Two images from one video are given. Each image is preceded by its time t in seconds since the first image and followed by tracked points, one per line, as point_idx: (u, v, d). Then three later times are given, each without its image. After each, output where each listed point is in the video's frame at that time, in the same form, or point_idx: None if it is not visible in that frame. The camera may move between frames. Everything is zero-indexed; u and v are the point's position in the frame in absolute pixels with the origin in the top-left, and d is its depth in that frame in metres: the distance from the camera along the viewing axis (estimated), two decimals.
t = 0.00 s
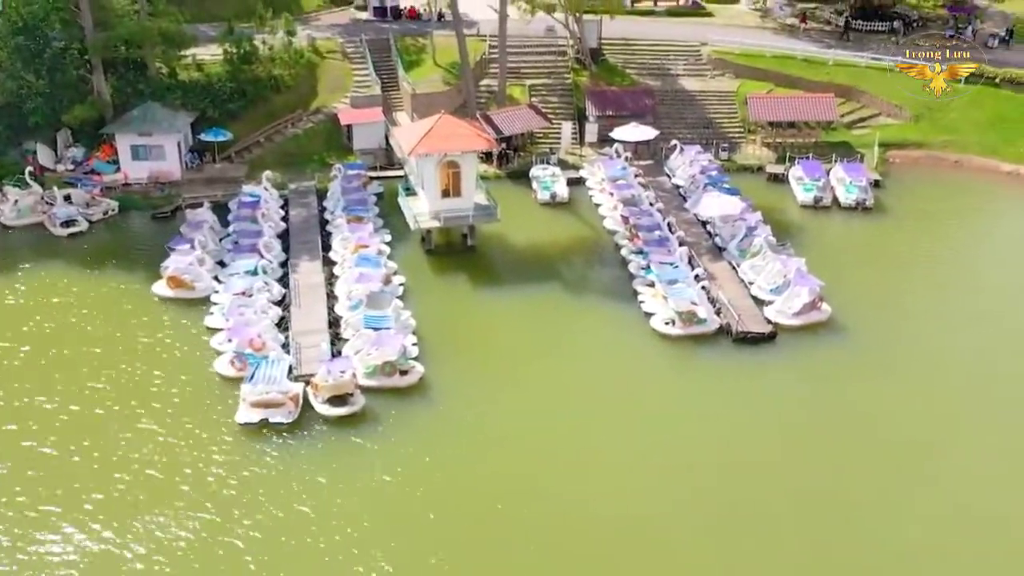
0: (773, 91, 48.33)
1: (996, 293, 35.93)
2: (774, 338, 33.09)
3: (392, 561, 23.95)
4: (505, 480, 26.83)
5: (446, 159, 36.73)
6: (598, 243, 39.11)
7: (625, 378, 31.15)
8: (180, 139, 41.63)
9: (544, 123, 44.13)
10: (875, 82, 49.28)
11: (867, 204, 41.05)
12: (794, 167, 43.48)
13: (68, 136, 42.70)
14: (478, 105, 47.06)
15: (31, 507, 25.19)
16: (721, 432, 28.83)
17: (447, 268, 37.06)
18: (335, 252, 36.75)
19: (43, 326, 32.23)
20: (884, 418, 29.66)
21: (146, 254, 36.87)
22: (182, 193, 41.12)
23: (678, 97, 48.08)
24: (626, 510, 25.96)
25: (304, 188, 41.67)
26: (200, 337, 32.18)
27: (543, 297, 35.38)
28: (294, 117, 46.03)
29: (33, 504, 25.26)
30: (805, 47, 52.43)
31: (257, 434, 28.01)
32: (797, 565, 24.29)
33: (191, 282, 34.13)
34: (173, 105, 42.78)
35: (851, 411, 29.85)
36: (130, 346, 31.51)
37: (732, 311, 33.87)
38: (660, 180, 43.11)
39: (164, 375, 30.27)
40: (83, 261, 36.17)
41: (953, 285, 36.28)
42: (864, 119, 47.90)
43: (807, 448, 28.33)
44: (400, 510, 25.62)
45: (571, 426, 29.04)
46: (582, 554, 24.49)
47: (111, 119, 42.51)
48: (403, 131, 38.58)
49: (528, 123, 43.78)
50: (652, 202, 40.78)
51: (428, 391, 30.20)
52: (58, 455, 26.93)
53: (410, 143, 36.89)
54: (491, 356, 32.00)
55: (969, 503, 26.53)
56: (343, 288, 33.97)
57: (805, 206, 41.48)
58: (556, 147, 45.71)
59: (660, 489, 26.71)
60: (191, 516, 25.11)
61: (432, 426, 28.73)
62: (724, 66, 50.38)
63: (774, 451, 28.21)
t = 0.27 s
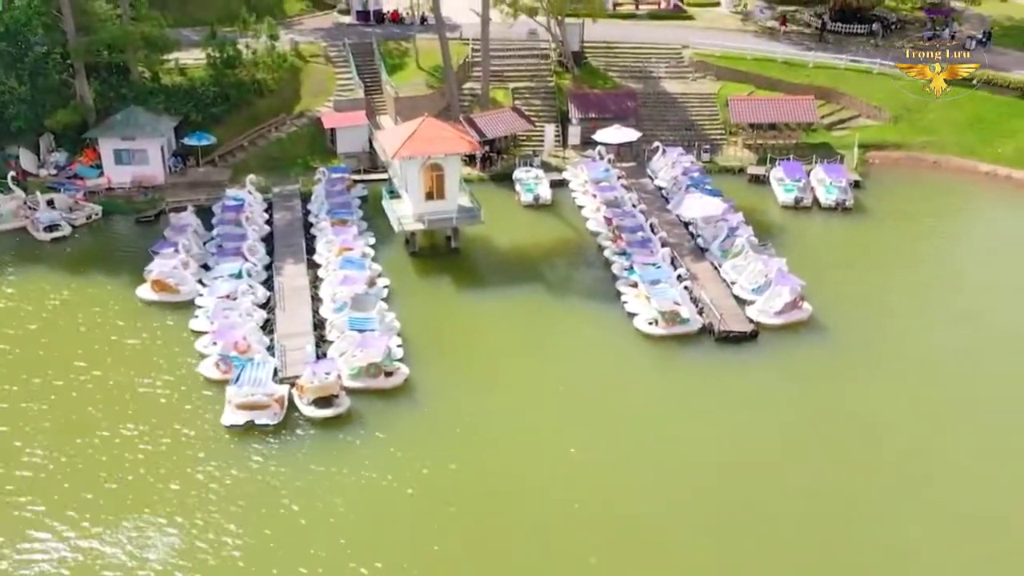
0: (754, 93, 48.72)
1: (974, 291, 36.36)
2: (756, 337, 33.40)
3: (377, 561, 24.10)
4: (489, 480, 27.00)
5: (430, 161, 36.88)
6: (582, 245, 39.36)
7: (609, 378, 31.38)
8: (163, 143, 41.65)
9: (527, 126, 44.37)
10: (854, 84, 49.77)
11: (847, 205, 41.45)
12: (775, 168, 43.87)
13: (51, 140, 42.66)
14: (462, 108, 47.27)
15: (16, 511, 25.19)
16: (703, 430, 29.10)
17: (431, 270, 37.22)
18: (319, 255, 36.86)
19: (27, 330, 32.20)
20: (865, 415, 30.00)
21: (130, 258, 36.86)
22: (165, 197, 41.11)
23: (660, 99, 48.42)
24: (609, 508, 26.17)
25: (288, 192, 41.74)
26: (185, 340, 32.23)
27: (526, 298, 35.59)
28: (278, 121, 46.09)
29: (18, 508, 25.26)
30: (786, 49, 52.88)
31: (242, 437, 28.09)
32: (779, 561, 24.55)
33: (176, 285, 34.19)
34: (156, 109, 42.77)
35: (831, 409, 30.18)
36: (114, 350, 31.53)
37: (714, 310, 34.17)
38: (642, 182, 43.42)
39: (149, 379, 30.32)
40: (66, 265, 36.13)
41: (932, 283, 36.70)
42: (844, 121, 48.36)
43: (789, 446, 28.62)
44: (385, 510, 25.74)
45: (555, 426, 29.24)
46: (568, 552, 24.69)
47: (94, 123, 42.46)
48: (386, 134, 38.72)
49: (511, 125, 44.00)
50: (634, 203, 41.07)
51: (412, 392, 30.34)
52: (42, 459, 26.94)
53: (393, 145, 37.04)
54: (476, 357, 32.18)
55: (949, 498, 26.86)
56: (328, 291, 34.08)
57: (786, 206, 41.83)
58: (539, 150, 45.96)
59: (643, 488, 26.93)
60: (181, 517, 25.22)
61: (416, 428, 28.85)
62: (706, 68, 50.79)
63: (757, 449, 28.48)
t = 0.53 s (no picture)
0: (737, 95, 49.08)
1: (955, 290, 36.75)
2: (741, 337, 33.66)
3: (364, 561, 24.24)
4: (476, 480, 27.17)
5: (416, 164, 37.01)
6: (567, 246, 39.58)
7: (595, 379, 31.59)
8: (149, 146, 41.68)
9: (512, 128, 44.59)
10: (837, 85, 50.21)
11: (830, 205, 41.82)
12: (758, 169, 44.21)
13: (36, 145, 42.65)
14: (447, 111, 47.47)
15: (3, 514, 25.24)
16: (688, 429, 29.35)
17: (418, 272, 37.36)
18: (306, 257, 36.96)
19: (13, 333, 32.21)
20: (848, 413, 30.29)
21: (116, 262, 36.88)
22: (151, 200, 41.15)
23: (644, 101, 48.74)
24: (595, 507, 26.37)
25: (274, 195, 41.82)
26: (172, 343, 32.28)
27: (512, 300, 35.77)
28: (264, 124, 46.18)
29: (5, 511, 25.31)
30: (769, 51, 53.28)
31: (230, 439, 28.18)
32: (763, 558, 24.80)
33: (162, 288, 34.25)
34: (142, 113, 42.80)
35: (814, 407, 30.49)
36: (101, 353, 31.59)
37: (699, 310, 34.42)
38: (627, 183, 43.68)
39: (137, 381, 30.39)
40: (52, 269, 36.13)
41: (914, 283, 37.08)
42: (827, 122, 48.78)
43: (774, 444, 28.87)
44: (372, 510, 25.87)
45: (541, 426, 29.43)
46: (553, 550, 24.90)
47: (79, 127, 42.45)
48: (372, 137, 38.84)
49: (497, 128, 44.20)
50: (620, 204, 41.32)
51: (399, 393, 30.47)
52: (30, 462, 26.98)
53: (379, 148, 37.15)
54: (462, 358, 32.34)
55: (932, 494, 27.16)
56: (314, 293, 34.18)
57: (769, 207, 42.17)
58: (524, 152, 46.20)
59: (629, 486, 27.15)
60: (173, 518, 25.31)
61: (403, 429, 28.97)
62: (690, 71, 51.12)
63: (742, 447, 28.72)
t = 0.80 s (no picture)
0: (720, 98, 49.44)
1: (935, 289, 37.17)
2: (724, 336, 33.94)
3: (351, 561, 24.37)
4: (462, 481, 27.32)
5: (400, 166, 37.13)
6: (552, 248, 39.80)
7: (580, 379, 31.80)
8: (133, 151, 41.68)
9: (497, 131, 44.81)
10: (818, 87, 50.65)
11: (812, 206, 42.17)
12: (741, 171, 44.54)
13: (20, 149, 42.60)
14: (432, 114, 47.65)
15: None
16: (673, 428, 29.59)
17: (403, 275, 37.50)
18: (291, 260, 37.06)
19: None
20: (830, 411, 30.60)
21: (101, 266, 36.88)
22: (136, 205, 41.14)
23: (628, 104, 49.05)
24: (580, 506, 26.56)
25: (259, 199, 41.89)
26: (157, 347, 32.33)
27: (497, 301, 35.95)
28: (248, 128, 46.24)
29: None
30: (751, 54, 53.70)
31: (216, 441, 28.26)
32: (747, 554, 25.04)
33: (148, 292, 34.29)
34: (126, 118, 42.80)
35: (797, 405, 30.79)
36: (86, 357, 31.61)
37: (683, 310, 34.68)
38: (611, 185, 43.96)
39: (122, 385, 30.43)
40: (37, 274, 36.10)
41: (894, 281, 37.50)
42: (808, 124, 49.21)
43: (757, 442, 29.13)
44: (358, 511, 26.00)
45: (527, 426, 29.61)
46: (539, 548, 25.08)
47: (63, 132, 42.41)
48: (357, 140, 38.96)
49: (481, 131, 44.41)
50: (604, 206, 41.58)
51: (385, 395, 30.60)
52: (15, 466, 26.99)
53: (363, 151, 37.28)
54: (448, 359, 32.50)
55: (913, 490, 27.46)
56: (300, 295, 34.29)
57: (752, 208, 42.51)
58: (509, 155, 46.42)
59: (614, 485, 27.36)
60: (165, 518, 25.46)
61: (388, 431, 29.08)
62: (673, 73, 51.43)
63: (725, 445, 28.98)
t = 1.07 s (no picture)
0: (703, 100, 49.81)
1: (916, 287, 37.57)
2: (708, 336, 34.22)
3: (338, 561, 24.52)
4: (448, 481, 27.48)
5: (385, 169, 37.28)
6: (537, 250, 40.02)
7: (565, 379, 32.02)
8: (118, 155, 41.71)
9: (481, 134, 45.03)
10: (800, 89, 51.07)
11: (794, 207, 42.52)
12: (724, 172, 44.88)
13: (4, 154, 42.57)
14: (417, 117, 47.85)
15: None
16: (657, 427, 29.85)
17: (389, 277, 37.65)
18: (277, 263, 37.16)
19: None
20: (813, 409, 30.92)
21: (86, 270, 36.88)
22: (121, 209, 41.15)
23: (612, 107, 49.37)
24: (566, 504, 26.78)
25: (245, 202, 41.97)
26: (143, 350, 32.39)
27: (482, 302, 36.15)
28: (233, 132, 46.31)
29: None
30: (734, 57, 54.11)
31: (202, 444, 28.34)
32: (730, 551, 25.30)
33: (133, 296, 34.34)
34: (110, 122, 42.82)
35: (779, 403, 31.09)
36: (72, 360, 31.64)
37: (667, 310, 34.94)
38: (595, 188, 44.24)
39: (108, 388, 30.48)
40: (21, 278, 36.08)
41: (875, 280, 37.92)
42: (790, 126, 49.63)
43: (740, 440, 29.42)
44: (345, 512, 26.13)
45: (513, 426, 29.80)
46: (525, 547, 25.28)
47: (47, 137, 42.39)
48: (342, 143, 39.10)
49: (466, 134, 44.61)
50: (588, 208, 41.83)
51: (371, 397, 30.74)
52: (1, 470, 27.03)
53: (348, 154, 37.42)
54: (433, 360, 32.69)
55: (895, 486, 27.79)
56: (286, 298, 34.40)
57: (734, 209, 42.85)
58: (493, 158, 46.65)
59: (599, 484, 27.58)
60: (153, 520, 25.55)
61: (375, 432, 29.22)
62: (656, 76, 51.77)
63: (706, 443, 29.27)
